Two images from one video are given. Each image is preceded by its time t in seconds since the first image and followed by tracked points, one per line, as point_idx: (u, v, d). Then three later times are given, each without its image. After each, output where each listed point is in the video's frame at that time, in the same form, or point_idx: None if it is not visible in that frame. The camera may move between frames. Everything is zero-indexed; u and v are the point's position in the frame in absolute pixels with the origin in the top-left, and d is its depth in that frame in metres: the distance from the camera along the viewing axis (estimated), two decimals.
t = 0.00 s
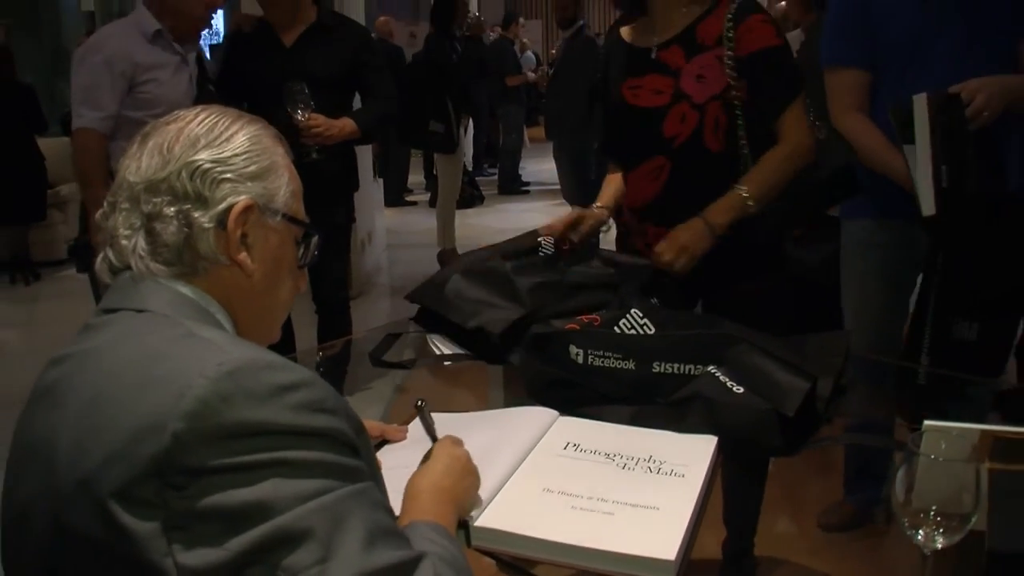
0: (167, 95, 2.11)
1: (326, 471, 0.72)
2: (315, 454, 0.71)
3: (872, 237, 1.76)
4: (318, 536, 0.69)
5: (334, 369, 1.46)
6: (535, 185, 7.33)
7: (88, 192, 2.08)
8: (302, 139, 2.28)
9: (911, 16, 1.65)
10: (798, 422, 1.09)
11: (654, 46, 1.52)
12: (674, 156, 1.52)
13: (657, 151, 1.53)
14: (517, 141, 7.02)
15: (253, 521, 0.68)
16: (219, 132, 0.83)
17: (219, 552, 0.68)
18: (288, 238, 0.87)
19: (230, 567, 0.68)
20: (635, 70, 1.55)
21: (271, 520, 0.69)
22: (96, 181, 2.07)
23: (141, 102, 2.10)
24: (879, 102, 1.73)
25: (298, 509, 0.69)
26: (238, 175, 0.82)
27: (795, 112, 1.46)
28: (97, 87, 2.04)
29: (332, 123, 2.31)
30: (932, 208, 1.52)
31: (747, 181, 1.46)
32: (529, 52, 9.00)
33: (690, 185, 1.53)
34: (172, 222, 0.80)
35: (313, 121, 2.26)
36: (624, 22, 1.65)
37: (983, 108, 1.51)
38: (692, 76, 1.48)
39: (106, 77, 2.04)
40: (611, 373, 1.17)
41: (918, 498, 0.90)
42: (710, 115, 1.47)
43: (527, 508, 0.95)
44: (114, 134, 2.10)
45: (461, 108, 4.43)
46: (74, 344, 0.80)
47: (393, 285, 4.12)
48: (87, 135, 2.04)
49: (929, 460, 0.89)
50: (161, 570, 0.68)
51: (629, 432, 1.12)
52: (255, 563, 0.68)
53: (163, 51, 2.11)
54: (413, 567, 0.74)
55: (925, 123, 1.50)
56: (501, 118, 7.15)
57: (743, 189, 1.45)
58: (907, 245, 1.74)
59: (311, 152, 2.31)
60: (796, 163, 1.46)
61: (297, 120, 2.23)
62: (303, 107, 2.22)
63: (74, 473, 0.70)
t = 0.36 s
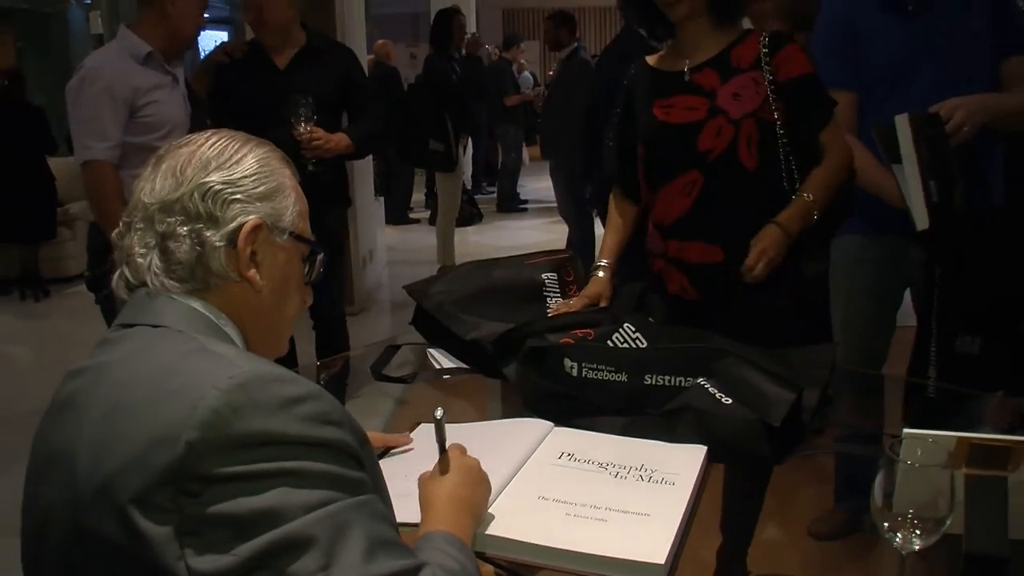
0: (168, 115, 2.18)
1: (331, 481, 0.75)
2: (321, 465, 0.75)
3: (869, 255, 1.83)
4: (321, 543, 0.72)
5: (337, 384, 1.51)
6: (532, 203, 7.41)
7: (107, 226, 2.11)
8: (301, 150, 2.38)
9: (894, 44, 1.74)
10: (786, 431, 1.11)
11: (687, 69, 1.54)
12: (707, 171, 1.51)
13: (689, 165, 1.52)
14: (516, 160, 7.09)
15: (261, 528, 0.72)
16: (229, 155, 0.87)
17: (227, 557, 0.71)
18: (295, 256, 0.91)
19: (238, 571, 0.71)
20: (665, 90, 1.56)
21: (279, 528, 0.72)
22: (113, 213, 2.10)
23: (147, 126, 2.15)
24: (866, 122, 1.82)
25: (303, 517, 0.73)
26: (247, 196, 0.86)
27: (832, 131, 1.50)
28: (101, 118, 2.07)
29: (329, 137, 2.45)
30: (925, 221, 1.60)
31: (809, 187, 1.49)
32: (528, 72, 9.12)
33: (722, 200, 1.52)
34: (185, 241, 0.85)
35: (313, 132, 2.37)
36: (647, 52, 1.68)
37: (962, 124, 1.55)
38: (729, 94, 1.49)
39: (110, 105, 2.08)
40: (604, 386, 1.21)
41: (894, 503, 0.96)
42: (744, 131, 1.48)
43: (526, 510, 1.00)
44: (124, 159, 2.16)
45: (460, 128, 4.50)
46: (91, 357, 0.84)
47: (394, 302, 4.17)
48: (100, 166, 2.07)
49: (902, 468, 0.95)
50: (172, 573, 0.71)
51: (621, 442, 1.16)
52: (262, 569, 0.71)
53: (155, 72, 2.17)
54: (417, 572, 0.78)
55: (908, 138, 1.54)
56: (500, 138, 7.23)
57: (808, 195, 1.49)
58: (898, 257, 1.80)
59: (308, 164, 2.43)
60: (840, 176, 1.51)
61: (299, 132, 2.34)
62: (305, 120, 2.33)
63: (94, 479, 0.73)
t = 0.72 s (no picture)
0: (166, 135, 2.23)
1: (335, 490, 0.78)
2: (323, 475, 0.78)
3: (861, 272, 1.87)
4: (323, 549, 0.75)
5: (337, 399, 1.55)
6: (530, 222, 7.46)
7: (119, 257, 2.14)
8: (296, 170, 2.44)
9: (883, 66, 1.81)
10: (775, 444, 1.15)
11: (692, 93, 1.58)
12: (713, 192, 1.55)
13: (695, 186, 1.56)
14: (513, 179, 7.15)
15: (266, 535, 0.75)
16: (235, 177, 0.91)
17: (234, 563, 0.74)
18: (297, 274, 0.94)
19: None
20: (671, 112, 1.60)
21: (283, 534, 0.75)
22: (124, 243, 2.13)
23: (149, 148, 2.20)
24: (854, 140, 1.88)
25: (307, 524, 0.76)
26: (252, 217, 0.89)
27: (830, 157, 1.55)
28: (106, 143, 2.11)
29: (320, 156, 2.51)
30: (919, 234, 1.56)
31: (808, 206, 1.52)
32: (525, 91, 9.20)
33: (727, 220, 1.56)
34: (192, 260, 0.88)
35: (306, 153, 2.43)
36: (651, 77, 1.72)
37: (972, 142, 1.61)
38: (734, 118, 1.53)
39: (114, 129, 2.12)
40: (597, 401, 1.24)
41: (878, 510, 1.00)
42: (748, 154, 1.52)
43: (522, 522, 1.03)
44: (127, 185, 2.21)
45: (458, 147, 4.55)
46: (101, 372, 0.87)
47: (392, 320, 4.21)
48: (108, 192, 2.10)
49: (890, 476, 0.99)
50: None
51: (615, 456, 1.19)
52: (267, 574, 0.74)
53: (150, 93, 2.22)
54: None
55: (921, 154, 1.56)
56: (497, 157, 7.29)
57: (804, 211, 1.52)
58: (886, 275, 1.84)
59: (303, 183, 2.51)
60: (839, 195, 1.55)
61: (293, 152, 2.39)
62: (299, 142, 2.40)
63: (106, 488, 0.76)
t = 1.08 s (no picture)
0: (165, 159, 2.26)
1: (332, 506, 0.80)
2: (322, 491, 0.80)
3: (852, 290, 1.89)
4: (322, 563, 0.77)
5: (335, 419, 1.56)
6: (524, 243, 7.49)
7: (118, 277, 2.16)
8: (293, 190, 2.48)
9: (872, 89, 1.85)
10: (765, 462, 1.17)
11: (691, 119, 1.61)
12: (715, 216, 1.58)
13: (697, 211, 1.59)
14: (507, 200, 7.19)
15: (266, 550, 0.76)
16: (235, 201, 0.93)
17: None
18: (296, 295, 0.97)
19: None
20: (669, 138, 1.63)
21: (282, 549, 0.77)
22: (122, 264, 2.15)
23: (148, 170, 2.23)
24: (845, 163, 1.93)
25: (306, 539, 0.77)
26: (252, 240, 0.92)
27: (819, 182, 1.57)
28: (108, 165, 2.13)
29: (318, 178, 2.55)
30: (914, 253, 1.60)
31: (791, 228, 1.53)
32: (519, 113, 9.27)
33: (726, 244, 1.58)
34: (193, 282, 0.90)
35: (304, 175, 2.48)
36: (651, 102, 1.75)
37: (980, 166, 1.61)
38: (732, 142, 1.56)
39: (116, 150, 2.14)
40: (591, 420, 1.25)
41: (866, 523, 1.02)
42: (747, 178, 1.55)
43: (516, 538, 1.05)
44: (123, 207, 2.22)
45: (454, 169, 4.58)
46: (105, 391, 0.89)
47: (388, 340, 4.22)
48: (107, 211, 2.12)
49: (880, 490, 1.01)
50: None
51: (608, 473, 1.21)
52: None
53: (150, 117, 2.26)
54: None
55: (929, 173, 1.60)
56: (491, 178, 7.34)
57: (787, 233, 1.53)
58: (877, 294, 1.87)
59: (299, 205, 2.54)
60: (823, 217, 1.56)
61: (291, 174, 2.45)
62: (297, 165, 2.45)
63: (111, 504, 0.78)
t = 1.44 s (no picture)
0: (152, 169, 2.25)
1: (327, 513, 0.81)
2: (318, 498, 0.81)
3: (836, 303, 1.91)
4: (317, 567, 0.78)
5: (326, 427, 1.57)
6: (510, 253, 7.52)
7: (91, 280, 2.16)
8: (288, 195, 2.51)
9: (859, 101, 1.87)
10: (752, 472, 1.18)
11: (685, 132, 1.64)
12: (705, 228, 1.60)
13: (687, 222, 1.61)
14: (494, 210, 7.21)
15: (262, 556, 0.78)
16: (231, 211, 0.94)
17: None
18: (291, 304, 0.98)
19: None
20: (664, 150, 1.65)
21: (278, 554, 0.78)
22: (95, 267, 2.15)
23: (132, 178, 2.22)
24: (829, 175, 1.93)
25: (302, 544, 0.79)
26: (248, 249, 0.93)
27: (813, 199, 1.59)
28: (88, 169, 2.14)
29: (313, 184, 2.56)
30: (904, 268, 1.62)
31: (790, 247, 1.56)
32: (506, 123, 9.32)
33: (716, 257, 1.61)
34: (189, 290, 0.91)
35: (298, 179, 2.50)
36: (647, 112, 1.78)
37: (948, 174, 1.65)
38: (725, 155, 1.59)
39: (98, 156, 2.15)
40: (580, 429, 1.27)
41: (849, 531, 1.04)
42: (738, 191, 1.58)
43: (505, 545, 1.07)
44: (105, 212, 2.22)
45: (442, 179, 4.60)
46: (101, 398, 0.90)
47: (375, 350, 4.23)
48: (82, 215, 2.12)
49: (863, 499, 1.03)
50: None
51: (596, 482, 1.23)
52: None
53: (143, 126, 2.25)
54: None
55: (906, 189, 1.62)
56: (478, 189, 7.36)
57: (787, 254, 1.56)
58: (860, 307, 1.90)
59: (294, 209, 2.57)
60: (819, 237, 1.59)
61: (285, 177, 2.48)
62: (290, 167, 2.48)
63: (108, 510, 0.79)
